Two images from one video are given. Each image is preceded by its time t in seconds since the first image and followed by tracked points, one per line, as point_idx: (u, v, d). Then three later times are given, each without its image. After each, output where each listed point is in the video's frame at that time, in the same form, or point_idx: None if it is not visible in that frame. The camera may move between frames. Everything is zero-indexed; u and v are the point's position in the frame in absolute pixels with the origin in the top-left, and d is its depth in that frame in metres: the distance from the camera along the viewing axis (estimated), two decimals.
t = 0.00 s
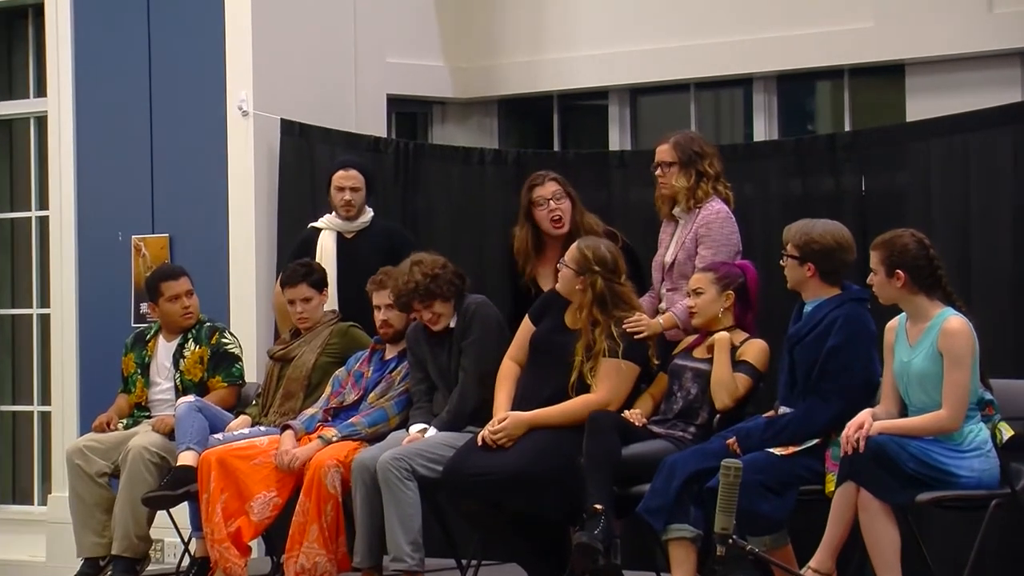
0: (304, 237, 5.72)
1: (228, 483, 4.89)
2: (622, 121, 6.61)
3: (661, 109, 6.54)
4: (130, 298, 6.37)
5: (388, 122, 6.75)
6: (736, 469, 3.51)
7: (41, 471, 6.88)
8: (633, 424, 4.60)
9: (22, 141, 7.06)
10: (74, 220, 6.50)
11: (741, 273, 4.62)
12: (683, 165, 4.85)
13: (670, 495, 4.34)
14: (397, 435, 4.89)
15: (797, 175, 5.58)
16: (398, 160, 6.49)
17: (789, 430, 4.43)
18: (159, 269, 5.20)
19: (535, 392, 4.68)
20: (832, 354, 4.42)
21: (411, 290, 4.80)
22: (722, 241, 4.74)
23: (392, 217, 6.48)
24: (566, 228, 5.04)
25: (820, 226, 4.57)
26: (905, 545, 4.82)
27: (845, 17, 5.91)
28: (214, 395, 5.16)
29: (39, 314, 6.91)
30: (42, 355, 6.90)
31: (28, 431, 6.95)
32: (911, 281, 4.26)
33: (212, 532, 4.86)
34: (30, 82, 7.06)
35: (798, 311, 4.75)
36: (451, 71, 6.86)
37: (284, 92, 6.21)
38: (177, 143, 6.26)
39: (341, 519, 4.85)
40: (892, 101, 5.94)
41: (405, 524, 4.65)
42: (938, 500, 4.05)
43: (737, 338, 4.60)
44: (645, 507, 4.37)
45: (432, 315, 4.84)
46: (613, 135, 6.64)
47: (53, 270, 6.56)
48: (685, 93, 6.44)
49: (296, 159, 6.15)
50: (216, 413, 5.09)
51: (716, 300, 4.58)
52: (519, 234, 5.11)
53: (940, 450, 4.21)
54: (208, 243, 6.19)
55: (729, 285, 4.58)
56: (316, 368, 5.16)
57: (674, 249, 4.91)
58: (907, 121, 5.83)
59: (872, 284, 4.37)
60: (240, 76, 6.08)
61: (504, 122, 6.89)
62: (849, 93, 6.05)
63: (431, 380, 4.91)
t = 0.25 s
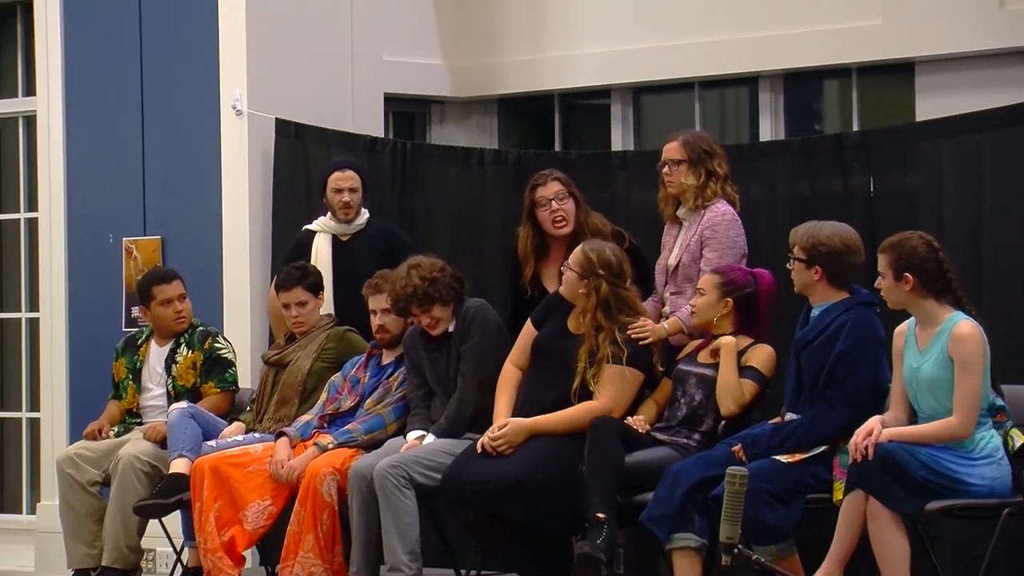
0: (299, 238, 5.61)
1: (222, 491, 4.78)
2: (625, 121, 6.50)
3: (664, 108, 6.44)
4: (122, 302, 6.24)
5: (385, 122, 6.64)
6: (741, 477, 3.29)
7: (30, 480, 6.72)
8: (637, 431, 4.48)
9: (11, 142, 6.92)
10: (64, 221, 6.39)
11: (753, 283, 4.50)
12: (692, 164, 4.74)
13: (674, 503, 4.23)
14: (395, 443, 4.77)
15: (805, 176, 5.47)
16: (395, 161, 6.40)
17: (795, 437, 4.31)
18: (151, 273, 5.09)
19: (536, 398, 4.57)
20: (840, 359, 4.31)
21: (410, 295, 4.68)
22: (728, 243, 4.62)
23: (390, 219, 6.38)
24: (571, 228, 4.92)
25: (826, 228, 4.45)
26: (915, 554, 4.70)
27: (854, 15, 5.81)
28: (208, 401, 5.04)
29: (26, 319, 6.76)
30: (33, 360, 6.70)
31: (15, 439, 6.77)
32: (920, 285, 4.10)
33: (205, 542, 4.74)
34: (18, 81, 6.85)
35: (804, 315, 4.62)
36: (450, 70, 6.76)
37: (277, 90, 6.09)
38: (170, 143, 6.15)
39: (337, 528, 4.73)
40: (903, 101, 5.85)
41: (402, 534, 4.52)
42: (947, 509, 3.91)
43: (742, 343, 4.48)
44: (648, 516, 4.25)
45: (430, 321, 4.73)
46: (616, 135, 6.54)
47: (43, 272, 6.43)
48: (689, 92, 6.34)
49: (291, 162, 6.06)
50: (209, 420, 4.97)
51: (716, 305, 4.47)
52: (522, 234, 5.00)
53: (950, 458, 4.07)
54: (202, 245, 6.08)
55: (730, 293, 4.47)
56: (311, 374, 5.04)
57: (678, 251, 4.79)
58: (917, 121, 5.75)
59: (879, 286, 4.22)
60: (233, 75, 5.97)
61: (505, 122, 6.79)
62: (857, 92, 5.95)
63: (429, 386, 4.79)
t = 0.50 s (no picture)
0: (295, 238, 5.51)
1: (216, 497, 4.67)
2: (629, 118, 6.40)
3: (667, 105, 6.34)
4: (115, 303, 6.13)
5: (382, 119, 6.54)
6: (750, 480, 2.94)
7: (19, 485, 6.59)
8: (641, 435, 4.36)
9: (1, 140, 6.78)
10: (53, 219, 6.27)
11: (761, 286, 4.39)
12: (700, 160, 4.62)
13: (678, 509, 4.12)
14: (393, 447, 4.66)
15: (812, 175, 5.38)
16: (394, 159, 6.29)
17: (802, 442, 4.19)
18: (143, 274, 4.97)
19: (537, 402, 4.46)
20: (848, 361, 4.18)
21: (408, 298, 4.56)
22: (735, 244, 4.52)
23: (388, 218, 6.29)
24: (577, 223, 4.80)
25: (835, 227, 4.33)
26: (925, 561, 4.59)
27: (862, 10, 5.71)
28: (201, 405, 4.92)
29: (18, 321, 6.58)
30: (21, 362, 6.58)
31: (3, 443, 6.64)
32: (931, 286, 3.97)
33: (199, 549, 4.63)
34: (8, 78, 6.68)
35: (812, 317, 4.50)
36: (450, 66, 6.65)
37: (274, 90, 5.99)
38: (164, 142, 6.03)
39: (334, 534, 4.61)
40: (911, 97, 5.76)
41: (400, 540, 4.42)
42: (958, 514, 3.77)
43: (750, 346, 4.37)
44: (652, 522, 4.14)
45: (429, 324, 4.62)
46: (619, 133, 6.43)
47: (33, 273, 6.32)
48: (694, 88, 6.24)
49: (286, 160, 5.94)
50: (203, 424, 4.86)
51: (721, 309, 4.38)
52: (527, 229, 4.89)
53: (961, 462, 3.93)
54: (196, 245, 5.97)
55: (736, 296, 4.37)
56: (307, 377, 4.93)
57: (683, 251, 4.68)
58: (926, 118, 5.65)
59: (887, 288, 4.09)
60: (228, 72, 5.87)
61: (505, 119, 6.69)
62: (865, 90, 5.86)
63: (428, 389, 4.68)
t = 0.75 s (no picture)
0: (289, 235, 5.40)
1: (209, 502, 4.55)
2: (632, 113, 6.32)
3: (671, 100, 6.25)
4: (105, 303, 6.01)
5: (379, 114, 6.45)
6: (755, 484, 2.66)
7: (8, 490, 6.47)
8: (643, 438, 4.26)
9: None
10: (43, 215, 6.15)
11: (768, 285, 4.26)
12: (707, 156, 4.52)
13: (682, 514, 4.00)
14: (390, 451, 4.55)
15: (820, 172, 5.29)
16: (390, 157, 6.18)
17: (808, 445, 4.06)
18: (134, 273, 4.86)
19: (539, 403, 4.35)
20: (856, 363, 4.04)
21: (405, 297, 4.44)
22: (741, 242, 4.41)
23: (385, 215, 6.19)
24: (583, 216, 4.68)
25: (842, 224, 4.20)
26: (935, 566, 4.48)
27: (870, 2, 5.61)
28: (194, 407, 4.81)
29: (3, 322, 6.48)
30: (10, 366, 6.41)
31: None
32: (940, 288, 3.82)
33: (191, 555, 4.50)
34: None
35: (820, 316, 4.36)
36: (448, 60, 6.54)
37: (263, 78, 5.84)
38: (155, 137, 5.91)
39: (330, 540, 4.48)
40: (918, 89, 5.67)
41: (398, 546, 4.30)
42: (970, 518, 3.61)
43: (756, 347, 4.25)
44: (656, 527, 4.01)
45: (427, 325, 4.51)
46: (622, 129, 6.35)
47: (22, 273, 6.20)
48: (699, 83, 6.16)
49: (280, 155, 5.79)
50: (196, 427, 4.75)
51: (725, 309, 4.26)
52: (532, 221, 4.77)
53: (971, 465, 3.76)
54: (189, 243, 5.85)
55: (742, 296, 4.25)
56: (302, 378, 4.82)
57: (687, 250, 4.57)
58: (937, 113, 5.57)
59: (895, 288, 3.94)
60: (220, 65, 5.75)
61: (505, 115, 6.61)
62: (875, 84, 5.77)
63: (426, 391, 4.57)
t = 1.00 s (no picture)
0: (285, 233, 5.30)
1: (202, 506, 4.44)
2: (634, 107, 6.31)
3: (674, 95, 6.23)
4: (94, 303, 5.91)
5: (376, 109, 6.39)
6: (761, 490, 2.48)
7: None
8: (647, 442, 4.13)
9: None
10: (30, 213, 6.04)
11: (774, 284, 4.16)
12: (713, 153, 4.42)
13: (686, 519, 3.88)
14: (387, 454, 4.43)
15: (827, 167, 5.19)
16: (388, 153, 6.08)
17: (816, 448, 3.95)
18: (125, 272, 4.76)
19: (540, 405, 4.24)
20: (866, 364, 3.93)
21: (402, 297, 4.33)
22: (748, 240, 4.30)
23: (382, 213, 6.10)
24: (592, 212, 4.58)
25: (850, 223, 4.08)
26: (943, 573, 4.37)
27: None
28: (186, 409, 4.69)
29: None
30: None
31: None
32: (946, 293, 3.70)
33: (183, 561, 4.39)
34: None
35: (827, 317, 4.25)
36: (448, 55, 6.52)
37: (257, 73, 5.75)
38: (146, 134, 5.81)
39: (326, 546, 4.36)
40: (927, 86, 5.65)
41: (395, 552, 4.18)
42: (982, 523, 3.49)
43: (760, 348, 4.15)
44: (660, 533, 3.89)
45: (424, 325, 4.39)
46: (625, 124, 6.36)
47: (9, 271, 6.09)
48: (704, 77, 6.14)
49: (275, 151, 5.72)
50: (188, 430, 4.64)
51: (728, 308, 4.15)
52: (537, 214, 4.66)
53: (983, 471, 3.63)
54: (184, 241, 5.74)
55: (747, 297, 4.14)
56: (297, 380, 4.71)
57: (692, 248, 4.46)
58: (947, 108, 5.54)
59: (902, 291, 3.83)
60: (213, 59, 5.64)
61: (503, 109, 6.59)
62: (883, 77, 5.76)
63: (424, 394, 4.46)
